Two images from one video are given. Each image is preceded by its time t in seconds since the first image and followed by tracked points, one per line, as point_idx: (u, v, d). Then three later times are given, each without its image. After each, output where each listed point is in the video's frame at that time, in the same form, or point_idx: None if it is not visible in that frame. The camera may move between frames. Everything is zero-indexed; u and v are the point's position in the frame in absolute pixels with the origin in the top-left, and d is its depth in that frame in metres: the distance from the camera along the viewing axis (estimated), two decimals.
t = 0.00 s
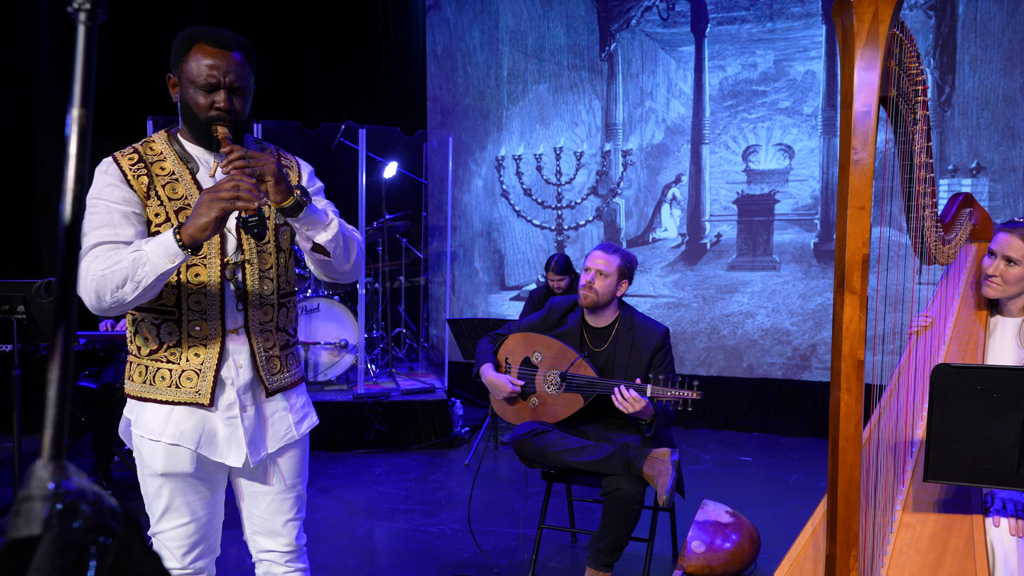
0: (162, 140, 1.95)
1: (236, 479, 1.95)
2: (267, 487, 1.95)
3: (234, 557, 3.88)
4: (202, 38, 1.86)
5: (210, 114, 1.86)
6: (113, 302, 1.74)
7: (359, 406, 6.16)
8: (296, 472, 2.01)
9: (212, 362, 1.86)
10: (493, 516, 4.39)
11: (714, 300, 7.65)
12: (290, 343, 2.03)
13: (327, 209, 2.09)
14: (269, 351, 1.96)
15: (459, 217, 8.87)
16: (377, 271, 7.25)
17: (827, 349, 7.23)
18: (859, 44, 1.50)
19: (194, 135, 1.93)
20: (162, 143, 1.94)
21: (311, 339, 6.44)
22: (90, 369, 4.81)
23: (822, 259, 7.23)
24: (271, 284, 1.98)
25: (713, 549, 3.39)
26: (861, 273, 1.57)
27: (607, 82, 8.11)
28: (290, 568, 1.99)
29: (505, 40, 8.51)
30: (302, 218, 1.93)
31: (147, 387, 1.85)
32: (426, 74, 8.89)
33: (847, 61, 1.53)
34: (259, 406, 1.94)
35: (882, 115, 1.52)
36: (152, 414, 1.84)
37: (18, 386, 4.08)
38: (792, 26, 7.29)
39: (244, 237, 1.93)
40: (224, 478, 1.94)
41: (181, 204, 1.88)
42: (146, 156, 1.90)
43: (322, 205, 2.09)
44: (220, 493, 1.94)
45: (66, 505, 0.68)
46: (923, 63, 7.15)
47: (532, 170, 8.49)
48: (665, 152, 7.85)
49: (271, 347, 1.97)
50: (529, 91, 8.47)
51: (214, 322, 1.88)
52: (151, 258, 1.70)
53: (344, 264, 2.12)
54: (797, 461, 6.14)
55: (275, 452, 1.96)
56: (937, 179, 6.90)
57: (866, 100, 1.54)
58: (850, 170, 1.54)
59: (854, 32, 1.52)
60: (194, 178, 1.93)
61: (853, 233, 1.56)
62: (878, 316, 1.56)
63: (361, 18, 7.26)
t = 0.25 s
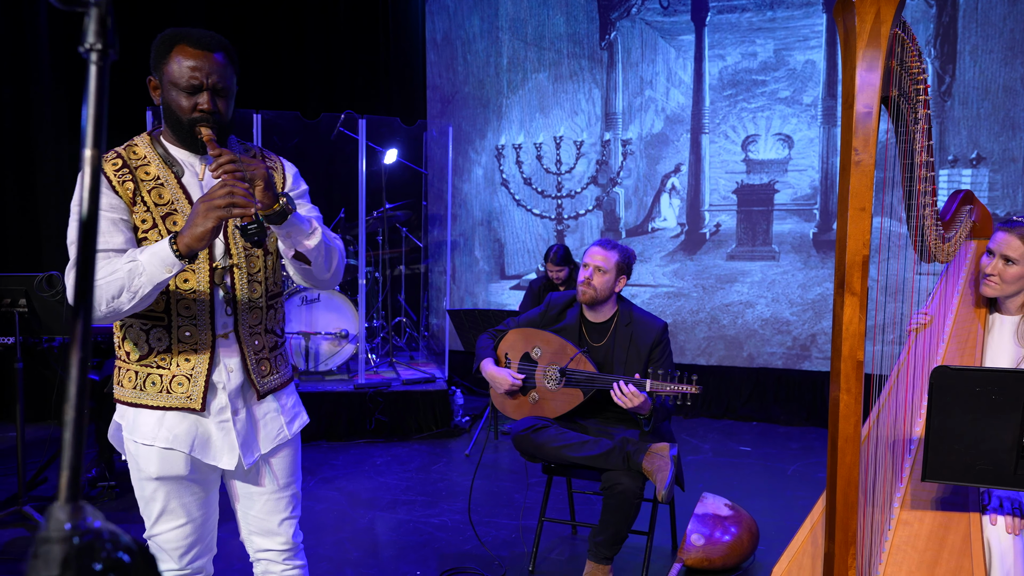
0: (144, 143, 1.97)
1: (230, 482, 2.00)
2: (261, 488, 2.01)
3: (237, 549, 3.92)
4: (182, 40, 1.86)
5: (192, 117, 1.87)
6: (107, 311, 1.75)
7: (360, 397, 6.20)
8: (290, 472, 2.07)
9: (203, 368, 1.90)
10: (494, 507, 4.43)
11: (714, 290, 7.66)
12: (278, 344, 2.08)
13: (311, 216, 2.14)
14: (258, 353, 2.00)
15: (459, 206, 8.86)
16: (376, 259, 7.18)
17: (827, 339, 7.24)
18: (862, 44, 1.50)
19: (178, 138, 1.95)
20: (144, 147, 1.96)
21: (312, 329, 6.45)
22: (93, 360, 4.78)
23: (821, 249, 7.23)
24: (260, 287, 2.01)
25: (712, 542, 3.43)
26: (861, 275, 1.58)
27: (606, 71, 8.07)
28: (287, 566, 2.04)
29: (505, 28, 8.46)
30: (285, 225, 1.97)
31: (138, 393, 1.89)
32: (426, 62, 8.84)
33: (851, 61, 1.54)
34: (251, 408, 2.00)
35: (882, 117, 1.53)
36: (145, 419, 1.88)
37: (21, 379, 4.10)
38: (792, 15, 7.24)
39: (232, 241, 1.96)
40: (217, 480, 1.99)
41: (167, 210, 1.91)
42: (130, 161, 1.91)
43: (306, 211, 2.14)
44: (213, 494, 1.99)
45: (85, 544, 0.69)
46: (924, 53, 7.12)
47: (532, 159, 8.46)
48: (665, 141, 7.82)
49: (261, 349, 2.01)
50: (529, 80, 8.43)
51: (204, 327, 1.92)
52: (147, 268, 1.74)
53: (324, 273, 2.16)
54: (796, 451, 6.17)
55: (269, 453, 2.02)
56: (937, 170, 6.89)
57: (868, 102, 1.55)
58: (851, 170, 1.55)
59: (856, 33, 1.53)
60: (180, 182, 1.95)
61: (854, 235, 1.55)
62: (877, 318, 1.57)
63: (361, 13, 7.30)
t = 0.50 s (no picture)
0: (131, 147, 1.97)
1: (227, 482, 2.02)
2: (259, 487, 2.03)
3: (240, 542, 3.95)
4: (166, 43, 1.86)
5: (181, 119, 1.87)
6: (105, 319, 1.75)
7: (361, 388, 6.22)
8: (287, 469, 2.09)
9: (198, 372, 1.92)
10: (495, 500, 4.46)
11: (714, 282, 7.67)
12: (269, 344, 2.09)
13: (302, 216, 2.16)
14: (252, 355, 2.01)
15: (459, 197, 8.85)
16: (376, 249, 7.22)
17: (827, 330, 7.26)
18: (863, 42, 1.50)
19: (166, 143, 1.96)
20: (132, 151, 1.96)
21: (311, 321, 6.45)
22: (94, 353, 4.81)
23: (820, 240, 7.23)
24: (252, 289, 2.02)
25: (712, 536, 3.47)
26: (862, 276, 1.58)
27: (606, 61, 8.04)
28: (286, 563, 2.06)
29: (505, 18, 8.42)
30: (279, 229, 2.03)
31: (134, 398, 1.89)
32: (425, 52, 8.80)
33: (851, 59, 1.54)
34: (246, 409, 2.01)
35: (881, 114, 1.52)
36: (142, 425, 1.89)
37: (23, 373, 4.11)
38: (792, 6, 7.21)
39: (224, 245, 1.97)
40: (214, 480, 2.00)
41: (159, 215, 1.93)
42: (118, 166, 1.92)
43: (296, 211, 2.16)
44: (210, 494, 2.02)
45: None
46: (924, 44, 7.10)
47: (532, 150, 8.44)
48: (664, 132, 7.81)
49: (254, 350, 2.02)
50: (528, 70, 8.40)
51: (199, 331, 1.93)
52: (149, 277, 1.75)
53: (316, 275, 2.20)
54: (795, 443, 6.21)
55: (266, 451, 2.03)
56: (937, 162, 6.88)
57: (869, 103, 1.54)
58: (851, 171, 1.54)
59: (857, 32, 1.52)
60: (169, 186, 1.96)
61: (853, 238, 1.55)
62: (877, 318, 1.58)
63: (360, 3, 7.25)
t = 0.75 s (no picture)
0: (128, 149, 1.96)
1: (234, 479, 2.05)
2: (266, 482, 2.05)
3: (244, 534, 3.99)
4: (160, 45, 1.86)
5: (179, 119, 1.87)
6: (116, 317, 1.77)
7: (362, 379, 6.25)
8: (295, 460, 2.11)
9: (206, 371, 1.93)
10: (495, 492, 4.50)
11: (714, 272, 7.68)
12: (270, 342, 2.11)
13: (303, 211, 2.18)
14: (256, 352, 2.03)
15: (459, 186, 8.84)
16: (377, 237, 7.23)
17: (827, 320, 7.28)
18: (867, 41, 1.49)
19: (166, 144, 1.95)
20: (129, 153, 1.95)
21: (312, 312, 6.48)
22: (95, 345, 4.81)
23: (819, 231, 7.24)
24: (254, 288, 2.04)
25: (711, 529, 3.53)
26: (861, 275, 1.57)
27: (605, 51, 8.01)
28: (296, 557, 2.10)
29: (504, 7, 8.38)
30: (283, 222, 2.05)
31: (142, 399, 1.90)
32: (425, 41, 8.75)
33: (852, 58, 1.52)
34: (252, 406, 2.03)
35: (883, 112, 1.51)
36: (150, 425, 1.91)
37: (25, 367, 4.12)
38: None
39: (227, 244, 1.98)
40: (219, 478, 2.03)
41: (161, 216, 1.93)
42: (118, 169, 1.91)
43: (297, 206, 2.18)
44: (216, 492, 2.04)
45: None
46: (923, 35, 7.08)
47: (531, 139, 8.42)
48: (663, 122, 7.79)
49: (258, 348, 2.04)
50: (527, 59, 8.36)
51: (205, 330, 1.94)
52: (160, 272, 1.76)
53: (319, 269, 2.22)
54: (793, 433, 6.26)
55: (273, 446, 2.05)
56: (936, 153, 6.88)
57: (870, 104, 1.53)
58: (851, 172, 1.53)
59: (859, 33, 1.51)
60: (170, 187, 1.96)
61: (855, 236, 1.54)
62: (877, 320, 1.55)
63: None
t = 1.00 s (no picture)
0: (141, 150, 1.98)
1: (248, 477, 2.07)
2: (274, 481, 2.09)
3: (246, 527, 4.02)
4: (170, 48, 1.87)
5: (191, 117, 1.88)
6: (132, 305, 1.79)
7: (363, 371, 6.27)
8: (299, 465, 2.13)
9: (222, 367, 1.94)
10: (496, 484, 4.54)
11: (713, 263, 7.69)
12: (280, 343, 2.10)
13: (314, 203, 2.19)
14: (270, 348, 2.04)
15: (459, 177, 8.83)
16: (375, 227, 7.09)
17: (826, 312, 7.29)
18: (869, 42, 1.50)
19: (176, 144, 1.95)
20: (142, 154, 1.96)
21: (312, 303, 6.49)
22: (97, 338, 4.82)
23: (818, 222, 7.25)
24: (267, 285, 2.05)
25: (711, 522, 3.57)
26: (861, 276, 1.57)
27: (605, 42, 7.98)
28: (298, 554, 2.13)
29: None
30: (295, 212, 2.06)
31: (159, 396, 1.92)
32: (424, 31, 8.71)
33: (853, 58, 1.53)
34: (267, 403, 2.05)
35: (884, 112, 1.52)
36: (167, 423, 1.92)
37: (28, 361, 4.14)
38: None
39: (240, 241, 1.99)
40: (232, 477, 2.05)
41: (175, 213, 1.94)
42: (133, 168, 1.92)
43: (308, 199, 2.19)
44: (228, 491, 2.06)
45: None
46: (923, 26, 7.06)
47: (531, 130, 8.41)
48: (662, 114, 7.78)
49: (272, 344, 2.05)
50: (526, 50, 8.34)
51: (220, 326, 1.95)
52: (175, 258, 1.78)
53: (332, 260, 2.23)
54: (791, 425, 6.30)
55: (281, 447, 2.08)
56: (935, 145, 6.88)
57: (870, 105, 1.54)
58: (851, 174, 1.54)
59: (860, 34, 1.52)
60: (183, 186, 1.97)
61: (854, 237, 1.55)
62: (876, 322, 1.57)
63: None
